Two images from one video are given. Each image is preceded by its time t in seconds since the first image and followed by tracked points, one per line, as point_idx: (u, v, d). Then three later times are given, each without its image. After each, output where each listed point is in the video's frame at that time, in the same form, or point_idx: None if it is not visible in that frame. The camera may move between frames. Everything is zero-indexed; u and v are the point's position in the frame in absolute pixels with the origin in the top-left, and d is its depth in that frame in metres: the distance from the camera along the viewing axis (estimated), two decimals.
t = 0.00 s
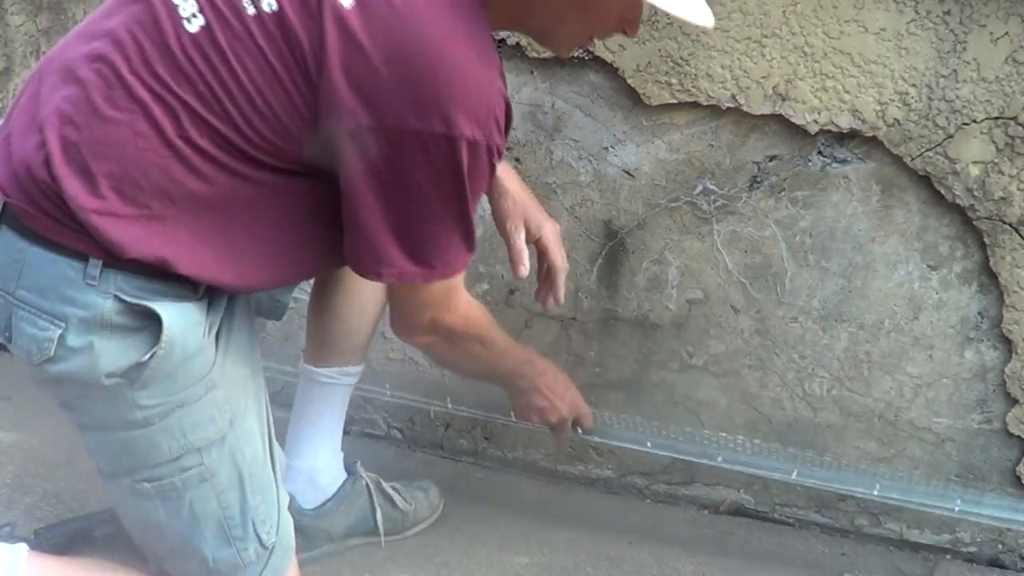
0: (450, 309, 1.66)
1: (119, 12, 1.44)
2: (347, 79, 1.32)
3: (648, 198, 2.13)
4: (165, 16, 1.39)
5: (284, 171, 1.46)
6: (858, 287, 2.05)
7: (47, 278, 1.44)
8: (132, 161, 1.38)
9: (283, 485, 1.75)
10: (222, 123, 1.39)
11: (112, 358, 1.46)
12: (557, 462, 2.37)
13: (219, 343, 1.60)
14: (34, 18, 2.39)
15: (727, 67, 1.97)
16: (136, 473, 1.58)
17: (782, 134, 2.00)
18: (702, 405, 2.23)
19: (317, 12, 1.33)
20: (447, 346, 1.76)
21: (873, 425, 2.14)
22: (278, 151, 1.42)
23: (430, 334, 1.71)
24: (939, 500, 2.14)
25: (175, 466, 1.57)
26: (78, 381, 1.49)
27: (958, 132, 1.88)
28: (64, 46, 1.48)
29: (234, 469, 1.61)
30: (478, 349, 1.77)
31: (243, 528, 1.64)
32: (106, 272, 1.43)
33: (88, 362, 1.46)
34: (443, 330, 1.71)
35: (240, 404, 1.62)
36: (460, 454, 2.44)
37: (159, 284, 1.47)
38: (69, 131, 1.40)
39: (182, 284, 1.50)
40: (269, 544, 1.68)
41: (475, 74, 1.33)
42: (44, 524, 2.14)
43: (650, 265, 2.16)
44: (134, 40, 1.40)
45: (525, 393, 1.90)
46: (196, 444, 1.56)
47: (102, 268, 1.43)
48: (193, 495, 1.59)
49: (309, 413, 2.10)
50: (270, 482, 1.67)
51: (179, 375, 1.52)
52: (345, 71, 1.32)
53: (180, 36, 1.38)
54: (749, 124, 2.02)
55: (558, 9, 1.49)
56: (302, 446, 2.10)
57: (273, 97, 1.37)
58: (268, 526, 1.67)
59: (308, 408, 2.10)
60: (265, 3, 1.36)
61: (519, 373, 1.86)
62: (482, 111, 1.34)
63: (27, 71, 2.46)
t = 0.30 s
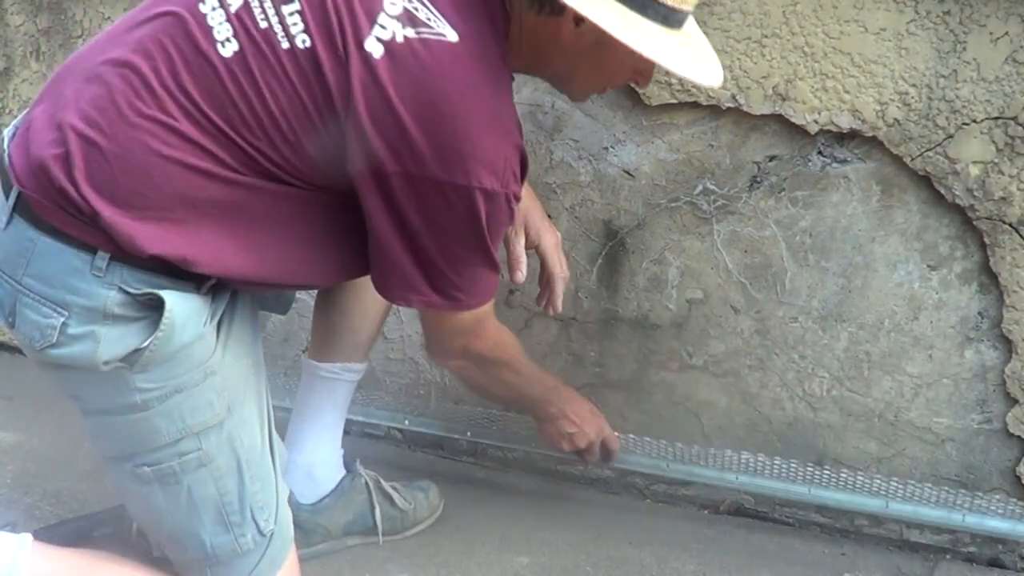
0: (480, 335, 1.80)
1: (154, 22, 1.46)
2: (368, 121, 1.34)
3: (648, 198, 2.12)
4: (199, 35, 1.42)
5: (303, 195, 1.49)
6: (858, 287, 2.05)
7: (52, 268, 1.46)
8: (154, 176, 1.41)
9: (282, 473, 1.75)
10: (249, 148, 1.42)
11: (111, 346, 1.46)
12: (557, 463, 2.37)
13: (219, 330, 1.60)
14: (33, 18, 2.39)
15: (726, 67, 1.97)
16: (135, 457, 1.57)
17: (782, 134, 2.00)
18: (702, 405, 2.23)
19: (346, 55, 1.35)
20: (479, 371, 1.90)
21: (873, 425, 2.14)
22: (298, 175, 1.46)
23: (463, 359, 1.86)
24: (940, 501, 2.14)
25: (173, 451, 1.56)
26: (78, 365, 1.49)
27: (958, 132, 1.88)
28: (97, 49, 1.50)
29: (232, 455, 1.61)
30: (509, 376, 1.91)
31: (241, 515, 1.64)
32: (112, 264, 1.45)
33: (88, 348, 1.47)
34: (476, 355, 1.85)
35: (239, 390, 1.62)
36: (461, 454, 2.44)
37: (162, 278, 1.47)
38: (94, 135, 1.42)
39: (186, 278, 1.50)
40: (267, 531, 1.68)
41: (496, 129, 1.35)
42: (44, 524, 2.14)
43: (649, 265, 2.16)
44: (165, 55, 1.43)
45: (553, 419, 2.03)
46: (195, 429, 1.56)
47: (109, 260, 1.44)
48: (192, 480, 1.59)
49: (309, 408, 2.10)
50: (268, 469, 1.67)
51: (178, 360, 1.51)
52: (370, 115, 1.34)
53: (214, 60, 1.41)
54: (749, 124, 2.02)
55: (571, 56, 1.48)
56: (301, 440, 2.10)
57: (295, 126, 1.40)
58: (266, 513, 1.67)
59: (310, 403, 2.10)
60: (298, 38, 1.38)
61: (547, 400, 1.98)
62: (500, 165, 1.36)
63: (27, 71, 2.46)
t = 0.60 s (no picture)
0: (511, 343, 1.83)
1: (177, 23, 1.46)
2: (389, 132, 1.36)
3: (648, 198, 2.13)
4: (222, 40, 1.42)
5: (322, 201, 1.51)
6: (858, 287, 2.05)
7: (64, 261, 1.46)
8: (176, 177, 1.42)
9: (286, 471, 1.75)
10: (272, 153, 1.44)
11: (121, 340, 1.46)
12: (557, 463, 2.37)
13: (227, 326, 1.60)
14: (33, 18, 2.39)
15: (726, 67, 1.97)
16: (141, 451, 1.57)
17: (782, 134, 2.01)
18: (702, 405, 2.24)
19: (367, 68, 1.37)
20: (513, 378, 1.94)
21: (873, 425, 2.14)
22: (318, 181, 1.47)
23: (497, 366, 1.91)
24: (940, 500, 2.15)
25: (179, 445, 1.56)
26: (87, 358, 1.49)
27: (958, 132, 1.88)
28: (119, 47, 1.50)
29: (237, 451, 1.61)
30: (544, 383, 1.96)
31: (245, 511, 1.64)
32: (124, 259, 1.45)
33: (97, 341, 1.47)
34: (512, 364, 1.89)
35: (245, 386, 1.62)
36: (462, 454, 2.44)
37: (173, 273, 1.48)
38: (116, 134, 1.43)
39: (197, 274, 1.50)
40: (270, 529, 1.67)
41: (515, 143, 1.36)
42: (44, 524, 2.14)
43: (650, 265, 2.16)
44: (188, 57, 1.44)
45: (584, 432, 2.10)
46: (201, 423, 1.56)
47: (122, 254, 1.45)
48: (196, 474, 1.59)
49: (313, 405, 2.10)
50: (273, 466, 1.67)
51: (185, 354, 1.52)
52: (390, 126, 1.36)
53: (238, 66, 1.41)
54: (749, 124, 2.02)
55: (585, 71, 1.48)
56: (303, 439, 2.10)
57: (317, 133, 1.41)
58: (270, 510, 1.67)
59: (313, 402, 2.10)
60: (321, 48, 1.39)
61: (566, 409, 2.07)
62: (519, 179, 1.38)
63: (27, 71, 2.45)
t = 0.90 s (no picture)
0: (538, 347, 1.83)
1: (191, 24, 1.46)
2: (402, 139, 1.37)
3: (648, 198, 2.13)
4: (235, 44, 1.42)
5: (333, 205, 1.51)
6: (858, 287, 2.05)
7: (69, 257, 1.46)
8: (189, 179, 1.42)
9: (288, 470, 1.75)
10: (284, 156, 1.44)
11: (124, 338, 1.47)
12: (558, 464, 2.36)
13: (229, 326, 1.60)
14: (34, 19, 2.39)
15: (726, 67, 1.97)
16: (143, 449, 1.57)
17: (782, 134, 2.01)
18: (702, 405, 2.24)
19: (380, 76, 1.37)
20: (540, 378, 1.94)
21: (873, 425, 2.14)
22: (329, 184, 1.48)
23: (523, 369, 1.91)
24: (940, 500, 2.15)
25: (181, 443, 1.56)
26: (90, 355, 1.49)
27: (958, 132, 1.88)
28: (131, 47, 1.50)
29: (239, 450, 1.61)
30: (570, 385, 1.96)
31: (246, 510, 1.64)
32: (129, 257, 1.45)
33: (100, 339, 1.47)
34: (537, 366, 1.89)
35: (247, 386, 1.62)
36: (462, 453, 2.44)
37: (177, 273, 1.48)
38: (128, 134, 1.42)
39: (202, 275, 1.51)
40: (271, 528, 1.67)
41: (528, 152, 1.37)
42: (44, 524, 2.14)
43: (650, 265, 2.16)
44: (202, 60, 1.44)
45: (613, 437, 2.10)
46: (203, 422, 1.56)
47: (127, 253, 1.45)
48: (198, 473, 1.59)
49: (315, 405, 2.09)
50: (274, 465, 1.67)
51: (188, 353, 1.52)
52: (403, 133, 1.37)
53: (251, 71, 1.41)
54: (749, 124, 2.02)
55: (594, 81, 1.48)
56: (304, 439, 2.09)
57: (329, 138, 1.42)
58: (271, 510, 1.66)
59: (315, 402, 2.10)
60: (335, 54, 1.39)
61: (567, 410, 2.06)
62: (532, 188, 1.39)
63: (27, 71, 2.45)
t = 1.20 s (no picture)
0: (545, 351, 1.82)
1: (194, 26, 1.46)
2: (403, 144, 1.37)
3: (648, 198, 2.13)
4: (239, 47, 1.42)
5: (336, 208, 1.52)
6: (858, 287, 2.05)
7: (70, 256, 1.46)
8: (191, 181, 1.42)
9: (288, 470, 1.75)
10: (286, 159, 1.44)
11: (124, 337, 1.47)
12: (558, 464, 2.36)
13: (229, 325, 1.60)
14: (34, 19, 2.39)
15: (726, 67, 1.97)
16: (143, 448, 1.57)
17: (782, 134, 2.01)
18: (702, 405, 2.24)
19: (382, 79, 1.37)
20: (548, 381, 1.94)
21: (873, 425, 2.14)
22: (332, 188, 1.48)
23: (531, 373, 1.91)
24: (940, 500, 2.15)
25: (180, 443, 1.56)
26: (90, 354, 1.49)
27: (958, 132, 1.88)
28: (135, 48, 1.50)
29: (238, 450, 1.61)
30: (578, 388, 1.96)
31: (245, 509, 1.64)
32: (130, 256, 1.45)
33: (100, 338, 1.47)
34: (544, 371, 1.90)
35: (246, 385, 1.62)
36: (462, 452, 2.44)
37: (177, 273, 1.48)
38: (131, 136, 1.42)
39: (201, 274, 1.51)
40: (271, 528, 1.67)
41: (530, 159, 1.37)
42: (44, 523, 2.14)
43: (650, 265, 2.16)
44: (204, 62, 1.43)
45: (623, 441, 2.10)
46: (202, 421, 1.56)
47: (127, 252, 1.45)
48: (197, 472, 1.59)
49: (315, 405, 2.09)
50: (274, 465, 1.67)
51: (187, 353, 1.52)
52: (405, 139, 1.37)
53: (253, 74, 1.41)
54: (749, 124, 2.02)
55: (594, 94, 1.48)
56: (304, 439, 2.09)
57: (331, 142, 1.42)
58: (271, 510, 1.66)
59: (315, 402, 2.10)
60: (338, 59, 1.39)
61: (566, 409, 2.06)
62: (534, 194, 1.39)
63: (27, 71, 2.45)
